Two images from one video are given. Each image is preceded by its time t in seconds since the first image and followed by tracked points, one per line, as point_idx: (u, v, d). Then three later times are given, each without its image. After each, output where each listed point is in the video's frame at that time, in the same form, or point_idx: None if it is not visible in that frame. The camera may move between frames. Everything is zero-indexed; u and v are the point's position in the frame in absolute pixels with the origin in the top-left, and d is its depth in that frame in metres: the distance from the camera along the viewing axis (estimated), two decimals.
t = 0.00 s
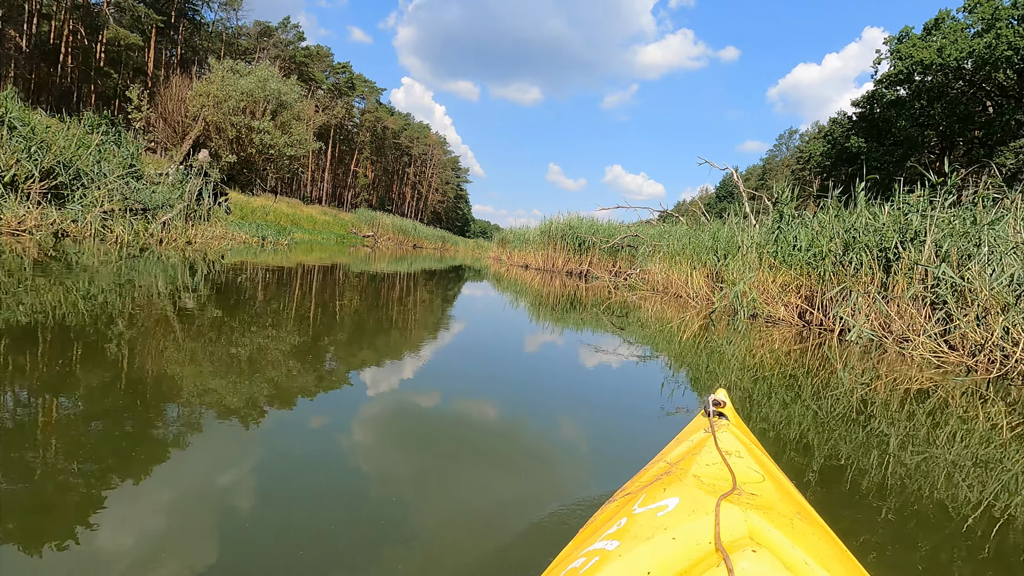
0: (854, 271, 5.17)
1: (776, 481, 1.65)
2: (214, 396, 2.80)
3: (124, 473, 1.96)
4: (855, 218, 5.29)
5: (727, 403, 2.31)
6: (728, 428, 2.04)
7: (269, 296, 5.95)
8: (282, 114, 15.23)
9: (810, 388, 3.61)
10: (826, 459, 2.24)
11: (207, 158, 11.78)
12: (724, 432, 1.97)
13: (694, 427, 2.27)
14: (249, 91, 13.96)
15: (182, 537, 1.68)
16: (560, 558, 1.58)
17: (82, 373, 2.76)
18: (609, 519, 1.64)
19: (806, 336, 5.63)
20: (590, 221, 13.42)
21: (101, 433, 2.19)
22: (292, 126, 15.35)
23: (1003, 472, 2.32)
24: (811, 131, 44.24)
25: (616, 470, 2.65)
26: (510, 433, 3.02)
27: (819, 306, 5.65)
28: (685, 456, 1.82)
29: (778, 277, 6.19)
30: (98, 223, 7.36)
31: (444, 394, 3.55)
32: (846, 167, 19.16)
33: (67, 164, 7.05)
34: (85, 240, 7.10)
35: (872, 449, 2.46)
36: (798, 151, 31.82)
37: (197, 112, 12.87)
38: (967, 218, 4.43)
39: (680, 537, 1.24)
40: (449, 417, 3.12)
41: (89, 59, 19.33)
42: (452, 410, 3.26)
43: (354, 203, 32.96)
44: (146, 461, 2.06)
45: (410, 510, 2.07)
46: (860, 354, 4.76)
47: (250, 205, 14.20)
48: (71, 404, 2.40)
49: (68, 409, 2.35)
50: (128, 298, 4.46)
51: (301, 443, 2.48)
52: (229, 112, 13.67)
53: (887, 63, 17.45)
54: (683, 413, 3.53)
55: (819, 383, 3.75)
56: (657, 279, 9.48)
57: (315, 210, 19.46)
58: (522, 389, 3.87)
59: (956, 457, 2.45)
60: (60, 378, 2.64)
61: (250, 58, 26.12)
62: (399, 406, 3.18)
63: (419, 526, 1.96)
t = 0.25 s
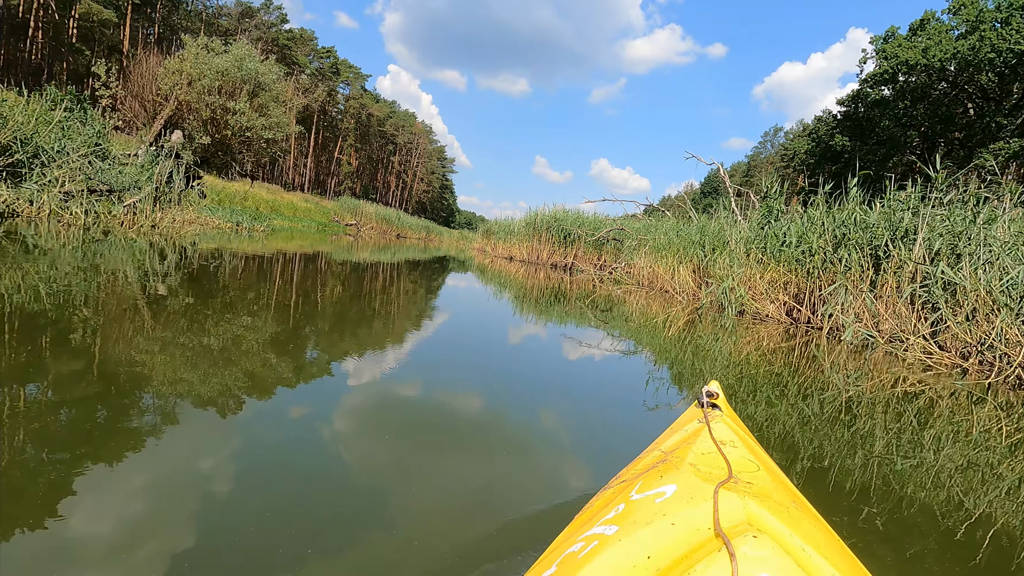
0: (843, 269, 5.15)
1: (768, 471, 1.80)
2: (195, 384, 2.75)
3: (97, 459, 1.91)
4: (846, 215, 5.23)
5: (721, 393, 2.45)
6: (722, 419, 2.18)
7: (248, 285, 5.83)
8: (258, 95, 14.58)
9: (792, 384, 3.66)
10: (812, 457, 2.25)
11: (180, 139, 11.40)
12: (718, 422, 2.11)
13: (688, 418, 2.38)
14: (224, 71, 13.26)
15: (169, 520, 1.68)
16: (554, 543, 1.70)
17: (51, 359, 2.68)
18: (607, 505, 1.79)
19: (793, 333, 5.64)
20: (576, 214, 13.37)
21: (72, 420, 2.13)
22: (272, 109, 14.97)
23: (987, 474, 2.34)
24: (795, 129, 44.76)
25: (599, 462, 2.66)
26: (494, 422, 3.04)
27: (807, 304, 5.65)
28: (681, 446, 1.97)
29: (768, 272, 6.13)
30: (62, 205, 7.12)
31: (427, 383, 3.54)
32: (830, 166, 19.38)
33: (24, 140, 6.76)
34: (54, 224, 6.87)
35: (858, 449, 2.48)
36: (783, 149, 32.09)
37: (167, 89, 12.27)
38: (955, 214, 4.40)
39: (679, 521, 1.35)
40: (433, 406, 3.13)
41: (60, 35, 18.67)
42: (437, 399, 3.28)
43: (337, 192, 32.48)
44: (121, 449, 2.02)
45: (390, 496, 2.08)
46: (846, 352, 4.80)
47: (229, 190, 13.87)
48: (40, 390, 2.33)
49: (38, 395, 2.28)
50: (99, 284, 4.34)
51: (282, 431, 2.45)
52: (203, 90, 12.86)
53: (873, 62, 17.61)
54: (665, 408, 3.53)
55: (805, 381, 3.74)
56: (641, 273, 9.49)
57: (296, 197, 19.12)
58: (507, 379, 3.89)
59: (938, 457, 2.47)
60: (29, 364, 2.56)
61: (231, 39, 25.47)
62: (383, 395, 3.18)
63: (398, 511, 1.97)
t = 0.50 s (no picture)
0: (833, 267, 5.08)
1: (752, 463, 1.81)
2: (169, 374, 2.70)
3: (67, 447, 1.86)
4: (837, 212, 5.14)
5: (706, 386, 2.43)
6: (706, 412, 2.17)
7: (227, 274, 5.72)
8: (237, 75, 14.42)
9: (777, 382, 3.64)
10: (801, 462, 2.20)
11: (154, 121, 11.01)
12: (702, 415, 2.11)
13: (673, 410, 2.37)
14: (199, 49, 12.86)
15: (145, 509, 1.66)
16: (538, 527, 1.74)
17: (20, 345, 2.59)
18: (591, 490, 1.81)
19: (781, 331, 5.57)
20: (562, 207, 13.33)
21: (42, 408, 2.07)
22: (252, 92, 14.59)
23: (980, 480, 2.29)
24: (780, 126, 45.11)
25: (580, 455, 2.65)
26: (478, 413, 3.04)
27: (796, 301, 5.60)
28: (667, 436, 1.96)
29: (757, 268, 6.07)
30: (32, 189, 6.88)
31: (411, 373, 3.53)
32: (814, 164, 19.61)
33: None
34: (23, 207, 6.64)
35: (848, 453, 2.43)
36: (768, 146, 32.35)
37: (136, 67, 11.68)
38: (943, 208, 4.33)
39: (664, 509, 1.35)
40: (418, 396, 3.13)
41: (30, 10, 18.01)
42: (422, 388, 3.27)
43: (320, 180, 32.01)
44: (94, 437, 1.97)
45: (372, 484, 2.09)
46: (835, 350, 4.75)
47: (208, 176, 13.53)
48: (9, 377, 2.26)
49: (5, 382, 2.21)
50: (71, 271, 4.21)
51: (261, 421, 2.44)
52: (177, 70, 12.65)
53: (859, 61, 17.77)
54: (647, 403, 3.51)
55: (793, 381, 3.69)
56: (626, 266, 9.49)
57: (278, 184, 18.75)
58: (492, 371, 3.89)
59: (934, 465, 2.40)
60: None
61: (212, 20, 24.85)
62: (366, 385, 3.16)
63: (380, 500, 1.98)
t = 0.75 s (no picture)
0: (821, 266, 5.04)
1: (730, 459, 1.81)
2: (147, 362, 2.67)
3: (36, 439, 1.84)
4: (828, 211, 5.08)
5: (688, 382, 2.41)
6: (687, 407, 2.15)
7: (204, 263, 5.62)
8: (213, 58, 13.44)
9: (760, 379, 3.66)
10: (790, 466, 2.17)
11: (126, 105, 10.64)
12: (683, 409, 2.11)
13: (654, 405, 2.36)
14: (171, 27, 11.91)
15: (121, 503, 1.67)
16: (516, 517, 1.76)
17: None
18: (571, 481, 1.83)
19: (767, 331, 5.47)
20: (547, 200, 13.29)
21: (10, 398, 2.03)
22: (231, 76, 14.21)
23: (970, 486, 2.27)
24: (765, 124, 45.56)
25: (563, 451, 2.67)
26: (459, 407, 3.05)
27: (782, 299, 5.51)
28: (646, 430, 1.95)
29: (745, 262, 5.93)
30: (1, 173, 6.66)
31: (393, 366, 3.52)
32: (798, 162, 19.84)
33: None
34: None
35: (837, 456, 2.41)
36: (753, 143, 32.63)
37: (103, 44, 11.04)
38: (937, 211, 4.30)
39: (639, 502, 1.36)
40: (398, 389, 3.13)
41: None
42: (403, 382, 3.26)
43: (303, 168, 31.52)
44: (65, 428, 1.96)
45: (354, 481, 2.11)
46: (822, 351, 4.69)
47: (186, 161, 13.21)
48: None
49: None
50: (42, 258, 4.11)
51: (241, 413, 2.45)
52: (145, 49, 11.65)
53: (845, 60, 17.95)
54: (629, 398, 3.52)
55: (779, 382, 3.66)
56: (610, 261, 9.50)
57: (259, 171, 18.40)
58: (474, 365, 3.89)
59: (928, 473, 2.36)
60: None
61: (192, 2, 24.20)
62: (345, 377, 3.15)
63: (361, 495, 2.00)
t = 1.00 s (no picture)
0: (812, 268, 4.97)
1: (711, 454, 1.82)
2: (124, 353, 2.61)
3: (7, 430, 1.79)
4: (822, 212, 4.99)
5: (672, 377, 2.39)
6: (672, 402, 2.13)
7: (182, 253, 5.49)
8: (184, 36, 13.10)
9: (744, 382, 3.65)
10: (780, 476, 2.13)
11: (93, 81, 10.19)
12: (667, 404, 2.08)
13: (638, 399, 2.33)
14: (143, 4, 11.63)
15: (96, 493, 1.63)
16: (504, 504, 1.77)
17: None
18: (553, 472, 1.80)
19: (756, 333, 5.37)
20: (534, 195, 13.24)
21: None
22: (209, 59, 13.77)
23: (955, 493, 2.27)
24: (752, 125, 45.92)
25: (547, 447, 2.68)
26: (444, 402, 3.08)
27: (772, 301, 5.42)
28: (630, 423, 1.93)
29: (735, 262, 5.89)
30: None
31: (377, 360, 3.52)
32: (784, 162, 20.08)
33: None
34: None
35: (823, 462, 2.39)
36: (739, 143, 32.88)
37: (70, 20, 10.32)
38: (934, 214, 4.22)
39: (622, 492, 1.37)
40: (381, 383, 3.14)
41: None
42: (386, 376, 3.27)
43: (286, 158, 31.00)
44: (36, 419, 1.90)
45: (336, 471, 2.10)
46: (812, 354, 4.61)
47: (163, 148, 12.88)
48: None
49: None
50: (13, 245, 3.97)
51: (220, 401, 2.43)
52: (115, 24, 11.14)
53: (832, 63, 18.13)
54: (614, 396, 3.52)
55: (770, 387, 3.59)
56: (595, 257, 9.49)
57: (239, 160, 18.02)
58: (457, 360, 3.90)
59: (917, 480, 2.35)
60: None
61: None
62: (329, 370, 3.15)
63: (343, 487, 1.99)
